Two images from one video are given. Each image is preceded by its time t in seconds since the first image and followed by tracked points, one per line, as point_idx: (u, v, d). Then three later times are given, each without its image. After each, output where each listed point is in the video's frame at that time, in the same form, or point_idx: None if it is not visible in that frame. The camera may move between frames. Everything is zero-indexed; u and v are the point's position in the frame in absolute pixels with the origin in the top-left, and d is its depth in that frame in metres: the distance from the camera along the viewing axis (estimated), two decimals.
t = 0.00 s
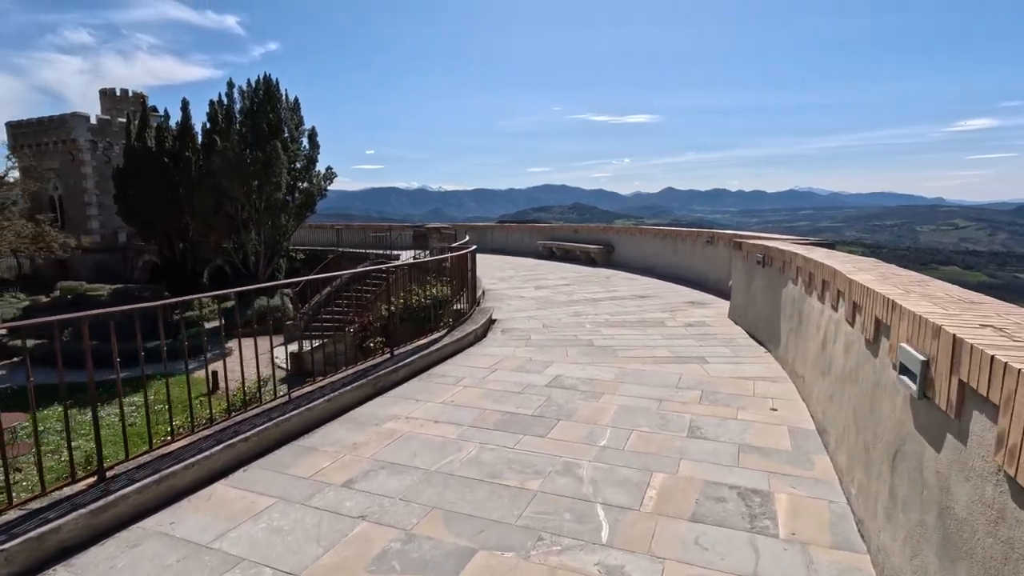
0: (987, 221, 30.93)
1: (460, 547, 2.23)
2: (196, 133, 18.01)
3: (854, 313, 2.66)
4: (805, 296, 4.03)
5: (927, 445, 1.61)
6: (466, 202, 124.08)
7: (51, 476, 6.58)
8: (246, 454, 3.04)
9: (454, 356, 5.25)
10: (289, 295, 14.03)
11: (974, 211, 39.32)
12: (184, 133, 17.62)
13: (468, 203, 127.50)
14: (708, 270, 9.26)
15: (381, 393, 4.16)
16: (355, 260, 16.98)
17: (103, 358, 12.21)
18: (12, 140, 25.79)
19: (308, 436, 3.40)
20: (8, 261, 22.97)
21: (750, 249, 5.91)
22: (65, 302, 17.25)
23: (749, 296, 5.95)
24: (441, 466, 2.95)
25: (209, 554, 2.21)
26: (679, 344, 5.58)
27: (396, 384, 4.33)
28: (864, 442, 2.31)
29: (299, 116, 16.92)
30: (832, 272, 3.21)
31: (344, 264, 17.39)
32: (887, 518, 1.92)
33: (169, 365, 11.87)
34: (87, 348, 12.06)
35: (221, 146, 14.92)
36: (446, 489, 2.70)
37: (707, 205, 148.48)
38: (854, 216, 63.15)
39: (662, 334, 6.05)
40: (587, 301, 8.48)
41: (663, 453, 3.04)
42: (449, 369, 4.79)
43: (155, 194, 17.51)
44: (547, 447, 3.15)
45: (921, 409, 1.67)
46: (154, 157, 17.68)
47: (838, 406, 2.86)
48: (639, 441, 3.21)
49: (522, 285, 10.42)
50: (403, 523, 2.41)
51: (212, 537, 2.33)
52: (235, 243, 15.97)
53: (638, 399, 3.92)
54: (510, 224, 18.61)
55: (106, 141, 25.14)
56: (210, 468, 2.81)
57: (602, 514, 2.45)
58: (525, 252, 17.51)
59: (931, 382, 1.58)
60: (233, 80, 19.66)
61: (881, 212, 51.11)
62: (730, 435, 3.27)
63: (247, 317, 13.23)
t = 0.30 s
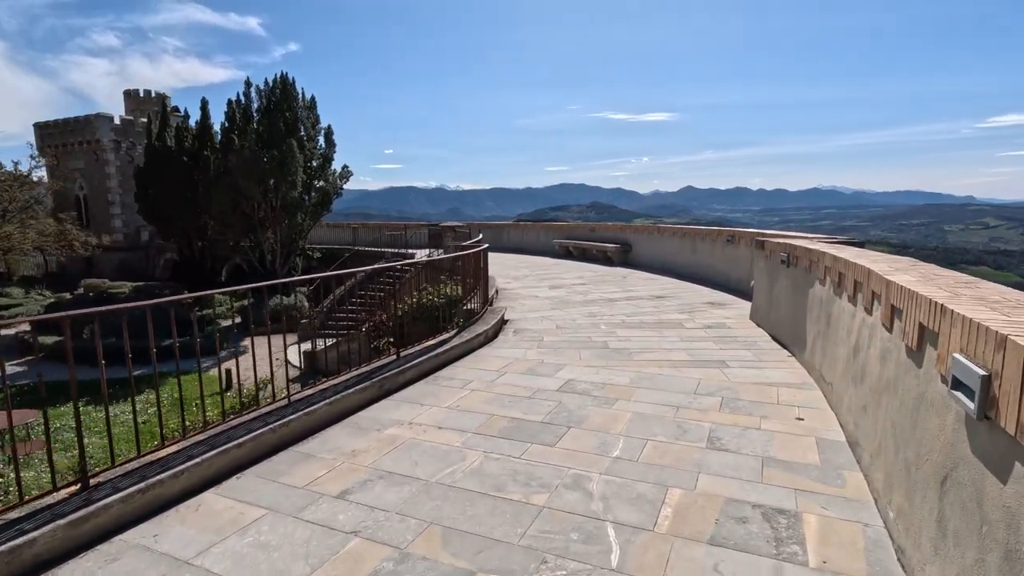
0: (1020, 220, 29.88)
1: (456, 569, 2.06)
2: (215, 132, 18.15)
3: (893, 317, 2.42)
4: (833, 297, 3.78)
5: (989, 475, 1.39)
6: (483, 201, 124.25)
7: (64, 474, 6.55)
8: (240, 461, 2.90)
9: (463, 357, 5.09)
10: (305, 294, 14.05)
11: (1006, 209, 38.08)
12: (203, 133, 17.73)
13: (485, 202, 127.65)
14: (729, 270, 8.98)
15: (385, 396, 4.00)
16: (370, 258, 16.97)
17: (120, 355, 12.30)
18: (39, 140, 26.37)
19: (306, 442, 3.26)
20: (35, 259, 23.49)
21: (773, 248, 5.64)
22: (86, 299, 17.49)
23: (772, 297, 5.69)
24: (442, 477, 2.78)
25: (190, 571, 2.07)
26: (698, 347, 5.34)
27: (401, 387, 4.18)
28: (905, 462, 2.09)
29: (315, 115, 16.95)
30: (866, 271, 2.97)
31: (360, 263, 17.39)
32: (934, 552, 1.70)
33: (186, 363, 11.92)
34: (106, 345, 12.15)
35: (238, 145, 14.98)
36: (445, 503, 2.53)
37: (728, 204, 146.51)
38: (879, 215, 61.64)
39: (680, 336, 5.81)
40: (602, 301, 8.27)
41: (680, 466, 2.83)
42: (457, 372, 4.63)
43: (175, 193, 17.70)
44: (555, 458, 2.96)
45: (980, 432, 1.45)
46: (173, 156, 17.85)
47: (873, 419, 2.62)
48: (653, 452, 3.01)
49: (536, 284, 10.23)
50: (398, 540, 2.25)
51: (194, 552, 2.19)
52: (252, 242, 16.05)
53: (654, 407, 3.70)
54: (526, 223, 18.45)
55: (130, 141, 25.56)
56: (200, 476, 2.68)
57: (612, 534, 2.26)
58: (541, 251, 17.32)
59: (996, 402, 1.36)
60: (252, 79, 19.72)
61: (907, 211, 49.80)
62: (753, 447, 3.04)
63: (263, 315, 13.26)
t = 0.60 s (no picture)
0: None
1: None
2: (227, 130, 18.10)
3: (928, 325, 2.18)
4: (858, 299, 3.53)
5: None
6: (497, 198, 124.17)
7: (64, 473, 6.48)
8: (219, 472, 2.73)
9: (465, 359, 4.90)
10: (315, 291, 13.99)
11: None
12: (215, 130, 17.54)
13: (499, 199, 127.53)
14: (744, 268, 8.69)
15: (380, 401, 3.84)
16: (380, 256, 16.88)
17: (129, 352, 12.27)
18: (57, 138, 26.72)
19: (293, 452, 3.09)
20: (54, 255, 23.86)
21: (791, 246, 5.38)
22: (100, 295, 17.61)
23: (790, 298, 5.42)
24: (431, 493, 2.60)
25: None
26: (710, 350, 5.09)
27: (398, 391, 4.00)
28: (943, 489, 1.85)
29: (325, 111, 16.86)
30: (896, 273, 2.72)
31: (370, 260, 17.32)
32: None
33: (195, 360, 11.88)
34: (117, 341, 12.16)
35: (248, 142, 14.91)
36: (432, 523, 2.34)
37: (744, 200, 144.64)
38: (901, 211, 60.35)
39: (692, 338, 5.56)
40: (612, 300, 8.03)
41: (690, 484, 2.61)
42: (457, 375, 4.43)
43: (187, 190, 17.75)
44: (554, 473, 2.75)
45: None
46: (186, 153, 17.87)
47: (904, 437, 2.37)
48: (660, 467, 2.79)
49: (546, 283, 10.00)
50: (376, 566, 2.07)
51: None
52: (262, 239, 16.02)
53: (663, 416, 3.47)
54: (537, 220, 18.23)
55: (145, 138, 25.77)
56: (174, 489, 2.53)
57: (611, 564, 2.05)
58: (552, 248, 17.10)
59: None
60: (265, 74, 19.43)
61: (929, 207, 48.59)
62: (769, 463, 2.80)
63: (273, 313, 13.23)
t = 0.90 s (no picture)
0: None
1: None
2: (235, 128, 18.00)
3: (966, 335, 1.98)
4: (880, 302, 3.31)
5: None
6: (506, 196, 124.03)
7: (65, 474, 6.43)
8: (200, 485, 2.59)
9: (467, 362, 4.73)
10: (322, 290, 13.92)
11: None
12: (223, 128, 17.50)
13: (509, 196, 127.38)
14: (758, 268, 8.43)
15: (375, 408, 3.67)
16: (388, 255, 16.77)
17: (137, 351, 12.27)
18: (69, 137, 26.85)
19: (281, 463, 2.94)
20: (67, 254, 24.11)
21: (807, 246, 5.16)
22: (109, 293, 17.68)
23: (806, 300, 5.19)
24: (421, 510, 2.43)
25: None
26: (723, 354, 4.88)
27: (395, 397, 3.84)
28: (986, 521, 1.65)
29: (332, 109, 16.78)
30: (926, 276, 2.51)
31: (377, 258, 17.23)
32: None
33: (202, 360, 11.88)
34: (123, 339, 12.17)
35: (255, 140, 14.86)
36: (421, 545, 2.18)
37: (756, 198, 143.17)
38: (917, 208, 59.31)
39: (704, 341, 5.36)
40: (621, 301, 7.84)
41: (701, 503, 2.43)
42: (458, 380, 4.27)
43: (195, 188, 17.76)
44: (555, 488, 2.58)
45: None
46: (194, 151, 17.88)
47: (938, 454, 2.16)
48: (669, 483, 2.60)
49: (554, 282, 9.82)
50: None
51: None
52: (269, 237, 15.97)
53: (672, 427, 3.27)
54: (546, 218, 18.03)
55: (156, 137, 25.82)
56: (151, 505, 2.38)
57: None
58: (561, 247, 16.90)
59: None
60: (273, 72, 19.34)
61: (947, 204, 47.66)
62: (786, 480, 2.61)
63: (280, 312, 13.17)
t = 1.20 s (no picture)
0: None
1: None
2: (241, 125, 17.86)
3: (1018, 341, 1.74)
4: (908, 302, 3.07)
5: None
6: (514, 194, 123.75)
7: (60, 476, 6.30)
8: (172, 498, 2.40)
9: (466, 364, 4.53)
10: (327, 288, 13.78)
11: None
12: (229, 125, 17.33)
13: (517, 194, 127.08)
14: (772, 266, 8.15)
15: (366, 412, 3.48)
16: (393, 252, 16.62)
17: (140, 349, 12.18)
18: (79, 135, 26.95)
19: (263, 472, 2.75)
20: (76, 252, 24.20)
21: (825, 242, 4.90)
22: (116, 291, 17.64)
23: (824, 299, 4.94)
24: (408, 528, 2.23)
25: None
26: (736, 356, 4.64)
27: (388, 401, 3.64)
28: None
29: (337, 105, 16.67)
30: (964, 273, 2.28)
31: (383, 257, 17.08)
32: None
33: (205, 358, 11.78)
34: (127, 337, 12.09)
35: (260, 136, 14.75)
36: (405, 568, 1.98)
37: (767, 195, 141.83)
38: (931, 205, 58.32)
39: (716, 342, 5.11)
40: (629, 299, 7.60)
41: (714, 523, 2.21)
42: (456, 383, 4.06)
43: (201, 186, 17.69)
44: (555, 504, 2.37)
45: None
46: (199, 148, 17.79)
47: (982, 474, 1.93)
48: (678, 500, 2.39)
49: (561, 280, 9.59)
50: None
51: None
52: (274, 235, 15.85)
53: (682, 435, 3.05)
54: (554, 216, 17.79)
55: (164, 135, 25.81)
56: (115, 520, 2.20)
57: None
58: (568, 245, 16.66)
59: None
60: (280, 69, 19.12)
61: (962, 202, 46.80)
62: (809, 497, 2.38)
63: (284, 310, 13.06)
